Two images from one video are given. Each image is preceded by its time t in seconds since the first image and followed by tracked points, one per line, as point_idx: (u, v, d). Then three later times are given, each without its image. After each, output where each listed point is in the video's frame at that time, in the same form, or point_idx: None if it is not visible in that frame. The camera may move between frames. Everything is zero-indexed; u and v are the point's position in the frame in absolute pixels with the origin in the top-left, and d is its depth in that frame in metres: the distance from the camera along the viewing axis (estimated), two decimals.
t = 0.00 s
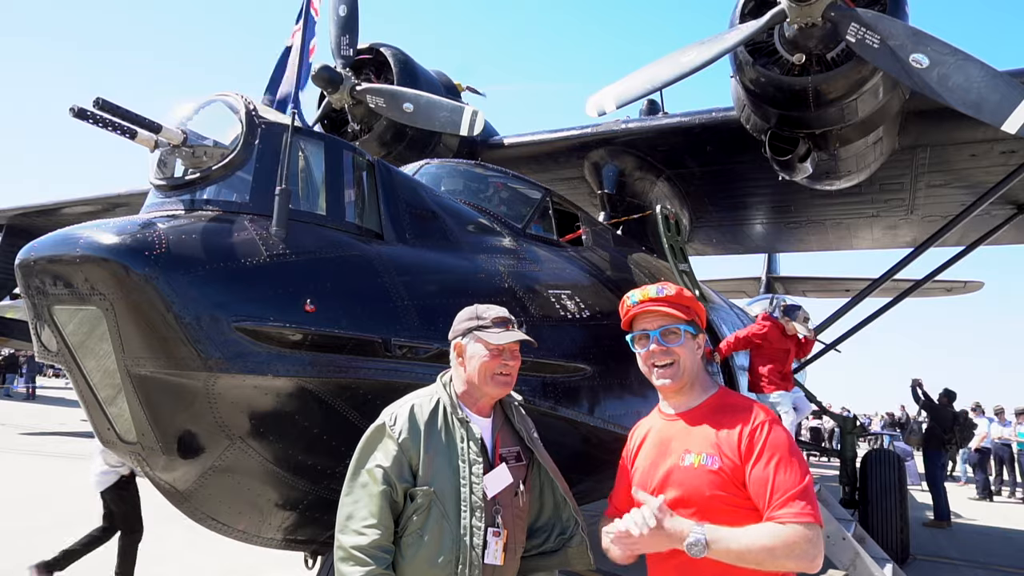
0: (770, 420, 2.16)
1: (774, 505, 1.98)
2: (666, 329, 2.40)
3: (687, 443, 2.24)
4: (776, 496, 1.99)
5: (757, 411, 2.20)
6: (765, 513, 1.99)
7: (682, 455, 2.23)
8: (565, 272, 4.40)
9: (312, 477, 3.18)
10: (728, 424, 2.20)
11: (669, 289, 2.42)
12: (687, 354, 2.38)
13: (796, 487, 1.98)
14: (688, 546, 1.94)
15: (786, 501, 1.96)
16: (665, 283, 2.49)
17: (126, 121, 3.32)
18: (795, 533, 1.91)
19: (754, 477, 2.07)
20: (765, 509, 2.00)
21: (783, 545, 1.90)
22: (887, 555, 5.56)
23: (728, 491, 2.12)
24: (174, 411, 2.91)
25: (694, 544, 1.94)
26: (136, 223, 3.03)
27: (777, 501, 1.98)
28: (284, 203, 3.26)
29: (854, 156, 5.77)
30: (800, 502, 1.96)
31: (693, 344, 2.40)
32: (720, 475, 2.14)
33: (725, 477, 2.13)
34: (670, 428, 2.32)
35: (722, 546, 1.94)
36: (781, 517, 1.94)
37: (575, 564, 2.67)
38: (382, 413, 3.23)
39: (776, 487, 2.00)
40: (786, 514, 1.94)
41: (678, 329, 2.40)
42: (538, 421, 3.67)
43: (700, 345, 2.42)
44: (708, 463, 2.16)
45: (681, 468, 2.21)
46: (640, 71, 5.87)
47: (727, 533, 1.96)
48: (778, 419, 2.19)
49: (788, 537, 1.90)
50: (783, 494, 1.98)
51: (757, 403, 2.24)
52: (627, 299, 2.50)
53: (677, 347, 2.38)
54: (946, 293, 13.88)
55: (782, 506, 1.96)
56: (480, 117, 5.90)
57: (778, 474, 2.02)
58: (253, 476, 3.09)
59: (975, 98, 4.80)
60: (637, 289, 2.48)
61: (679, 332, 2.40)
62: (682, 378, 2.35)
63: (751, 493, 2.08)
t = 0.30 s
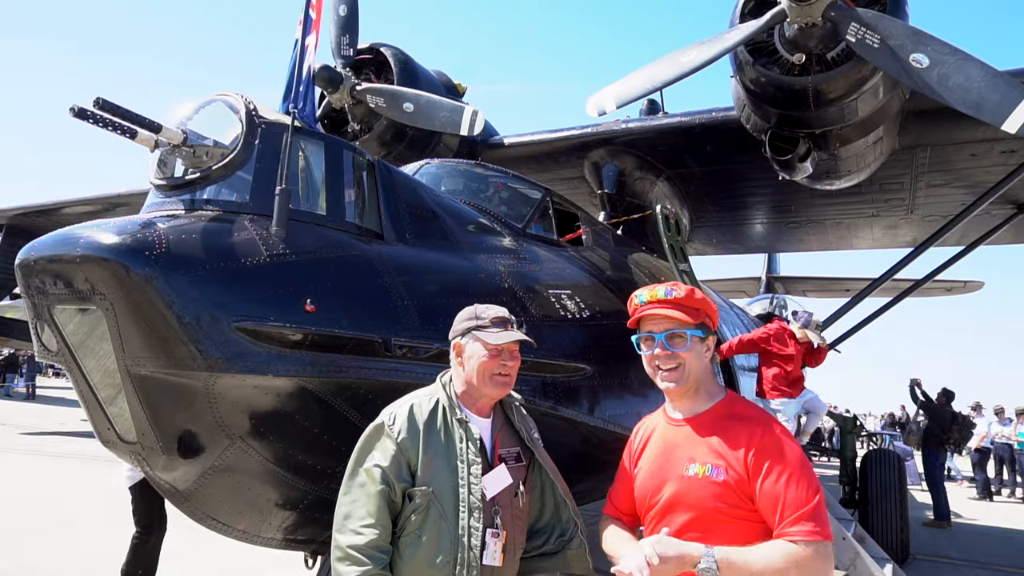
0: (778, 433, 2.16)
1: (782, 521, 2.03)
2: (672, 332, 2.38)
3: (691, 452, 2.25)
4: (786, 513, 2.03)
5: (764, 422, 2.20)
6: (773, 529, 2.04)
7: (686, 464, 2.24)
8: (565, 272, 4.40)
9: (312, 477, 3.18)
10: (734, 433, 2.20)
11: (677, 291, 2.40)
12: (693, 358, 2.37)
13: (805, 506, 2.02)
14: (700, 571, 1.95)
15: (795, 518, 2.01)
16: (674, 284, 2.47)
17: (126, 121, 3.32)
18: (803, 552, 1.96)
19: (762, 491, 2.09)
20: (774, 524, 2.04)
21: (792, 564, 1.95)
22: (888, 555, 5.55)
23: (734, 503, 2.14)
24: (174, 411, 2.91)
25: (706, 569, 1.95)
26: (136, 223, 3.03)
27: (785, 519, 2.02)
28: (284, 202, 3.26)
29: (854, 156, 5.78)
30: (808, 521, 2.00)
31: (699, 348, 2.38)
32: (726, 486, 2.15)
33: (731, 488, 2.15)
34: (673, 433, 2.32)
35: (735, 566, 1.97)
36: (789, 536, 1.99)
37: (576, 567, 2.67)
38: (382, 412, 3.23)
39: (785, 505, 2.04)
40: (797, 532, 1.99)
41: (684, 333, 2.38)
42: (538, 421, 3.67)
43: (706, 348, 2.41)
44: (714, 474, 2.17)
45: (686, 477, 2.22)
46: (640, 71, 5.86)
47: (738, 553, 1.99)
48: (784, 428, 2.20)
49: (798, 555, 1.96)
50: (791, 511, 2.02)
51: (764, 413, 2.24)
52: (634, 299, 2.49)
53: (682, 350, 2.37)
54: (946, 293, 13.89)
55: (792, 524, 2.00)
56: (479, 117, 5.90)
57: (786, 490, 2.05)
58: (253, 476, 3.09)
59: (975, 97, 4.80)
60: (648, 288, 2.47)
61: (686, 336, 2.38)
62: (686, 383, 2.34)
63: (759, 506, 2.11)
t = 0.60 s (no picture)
0: (764, 440, 2.14)
1: (762, 526, 2.01)
2: (641, 340, 2.44)
3: (680, 455, 2.27)
4: (767, 517, 2.01)
5: (751, 429, 2.19)
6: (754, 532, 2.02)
7: (675, 466, 2.27)
8: (564, 272, 4.40)
9: (312, 477, 3.18)
10: (721, 437, 2.21)
11: (654, 302, 2.43)
12: (661, 366, 2.40)
13: (785, 511, 2.00)
14: (678, 563, 1.99)
15: (775, 523, 1.99)
16: (662, 295, 2.47)
17: (126, 121, 3.32)
18: (781, 556, 1.94)
19: (744, 495, 2.08)
20: (755, 529, 2.03)
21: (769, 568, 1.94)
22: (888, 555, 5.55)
23: (719, 507, 2.14)
24: (174, 411, 2.91)
25: (684, 561, 1.98)
26: (136, 223, 3.03)
27: (766, 523, 2.01)
28: (284, 202, 3.26)
29: (853, 156, 5.77)
30: (788, 526, 1.98)
31: (668, 358, 2.39)
32: (710, 490, 2.16)
33: (715, 492, 2.15)
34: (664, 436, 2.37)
35: (714, 562, 1.98)
36: (767, 540, 1.97)
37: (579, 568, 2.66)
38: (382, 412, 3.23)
39: (766, 510, 2.02)
40: (776, 537, 1.97)
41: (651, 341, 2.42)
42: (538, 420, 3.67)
43: (685, 358, 2.39)
44: (699, 477, 2.19)
45: (674, 479, 2.25)
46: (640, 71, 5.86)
47: (718, 549, 2.00)
48: (773, 436, 2.18)
49: (777, 559, 1.94)
50: (771, 515, 2.00)
51: (753, 422, 2.24)
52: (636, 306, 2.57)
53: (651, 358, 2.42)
54: (946, 293, 13.90)
55: (772, 529, 1.98)
56: (479, 117, 5.90)
57: (767, 494, 2.03)
58: (253, 476, 3.08)
59: (975, 97, 4.79)
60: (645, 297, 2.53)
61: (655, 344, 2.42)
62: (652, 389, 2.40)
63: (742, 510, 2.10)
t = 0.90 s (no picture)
0: (754, 430, 2.18)
1: (752, 511, 2.03)
2: (642, 334, 2.44)
3: (673, 446, 2.29)
4: (758, 503, 2.03)
5: (743, 421, 2.22)
6: (745, 518, 2.04)
7: (668, 457, 2.28)
8: (565, 272, 4.40)
9: (312, 476, 3.18)
10: (714, 429, 2.24)
11: (654, 296, 2.44)
12: (662, 359, 2.41)
13: (775, 496, 2.02)
14: (672, 542, 2.02)
15: (765, 508, 2.01)
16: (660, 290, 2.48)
17: (126, 121, 3.32)
18: (771, 540, 1.96)
19: (736, 483, 2.10)
20: (746, 514, 2.04)
21: (759, 551, 1.95)
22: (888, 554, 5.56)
23: (711, 495, 2.16)
24: (174, 410, 2.91)
25: (678, 540, 2.01)
26: (136, 223, 3.03)
27: (756, 508, 2.03)
28: (284, 202, 3.25)
29: (853, 155, 5.78)
30: (778, 511, 2.00)
31: (668, 351, 2.41)
32: (703, 479, 2.18)
33: (708, 481, 2.17)
34: (658, 430, 2.38)
35: (708, 544, 2.00)
36: (757, 523, 1.99)
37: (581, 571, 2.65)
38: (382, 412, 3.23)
39: (757, 495, 2.04)
40: (767, 521, 1.99)
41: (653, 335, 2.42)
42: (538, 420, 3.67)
43: (683, 351, 2.42)
44: (692, 466, 2.21)
45: (667, 469, 2.27)
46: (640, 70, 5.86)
47: (710, 530, 2.02)
48: (763, 427, 2.21)
49: (767, 542, 1.96)
50: (762, 500, 2.02)
51: (746, 414, 2.27)
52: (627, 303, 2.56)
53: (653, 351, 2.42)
54: (946, 293, 13.91)
55: (762, 514, 2.00)
56: (480, 117, 5.89)
57: (757, 481, 2.05)
58: (253, 476, 3.08)
59: (975, 98, 4.78)
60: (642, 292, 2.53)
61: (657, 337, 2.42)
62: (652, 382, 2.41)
63: (734, 498, 2.12)
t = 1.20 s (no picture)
0: (755, 425, 2.28)
1: (764, 501, 2.11)
2: (657, 339, 2.44)
3: (677, 446, 2.31)
4: (768, 492, 2.11)
5: (743, 416, 2.31)
6: (757, 508, 2.12)
7: (672, 457, 2.30)
8: (565, 272, 4.40)
9: (312, 477, 3.17)
10: (717, 427, 2.30)
11: (660, 303, 2.45)
12: (677, 363, 2.43)
13: (784, 485, 2.11)
14: (690, 538, 2.05)
15: (776, 497, 2.10)
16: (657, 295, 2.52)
17: (126, 121, 3.32)
18: (786, 526, 2.04)
19: (744, 475, 2.18)
20: (757, 505, 2.12)
21: (776, 538, 2.03)
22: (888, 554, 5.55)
23: (719, 490, 2.21)
24: (173, 411, 2.91)
25: (698, 535, 2.05)
26: (136, 223, 3.03)
27: (768, 498, 2.11)
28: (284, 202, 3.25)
29: (853, 155, 5.78)
30: (787, 499, 2.09)
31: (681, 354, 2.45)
32: (711, 476, 2.22)
33: (715, 477, 2.21)
34: (659, 433, 2.38)
35: (726, 536, 2.05)
36: (771, 512, 2.07)
37: None
38: (382, 412, 3.23)
39: (767, 486, 2.12)
40: (779, 509, 2.08)
41: (669, 339, 2.43)
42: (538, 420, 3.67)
43: (687, 355, 2.48)
44: (699, 464, 2.24)
45: (673, 470, 2.28)
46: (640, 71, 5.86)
47: (727, 523, 2.08)
48: (761, 421, 2.32)
49: (782, 529, 2.04)
50: (773, 490, 2.11)
51: (743, 410, 2.35)
52: (620, 311, 2.52)
53: (668, 356, 2.43)
54: (946, 292, 13.91)
55: (774, 502, 2.09)
56: (480, 116, 5.89)
57: (766, 472, 2.14)
58: (253, 476, 3.08)
59: (975, 97, 4.78)
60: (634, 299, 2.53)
61: (671, 343, 2.44)
62: (670, 387, 2.41)
63: (742, 491, 2.19)
